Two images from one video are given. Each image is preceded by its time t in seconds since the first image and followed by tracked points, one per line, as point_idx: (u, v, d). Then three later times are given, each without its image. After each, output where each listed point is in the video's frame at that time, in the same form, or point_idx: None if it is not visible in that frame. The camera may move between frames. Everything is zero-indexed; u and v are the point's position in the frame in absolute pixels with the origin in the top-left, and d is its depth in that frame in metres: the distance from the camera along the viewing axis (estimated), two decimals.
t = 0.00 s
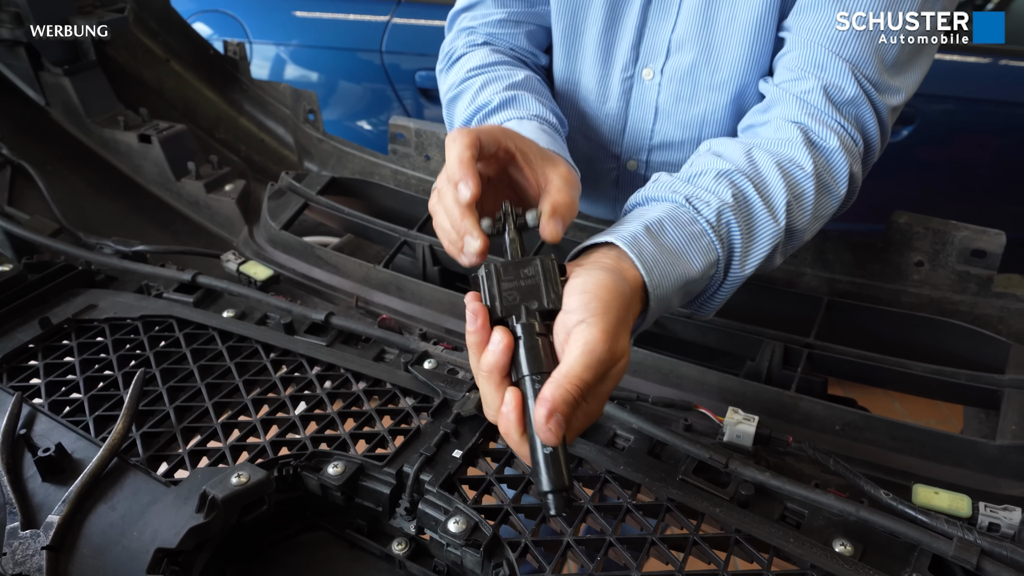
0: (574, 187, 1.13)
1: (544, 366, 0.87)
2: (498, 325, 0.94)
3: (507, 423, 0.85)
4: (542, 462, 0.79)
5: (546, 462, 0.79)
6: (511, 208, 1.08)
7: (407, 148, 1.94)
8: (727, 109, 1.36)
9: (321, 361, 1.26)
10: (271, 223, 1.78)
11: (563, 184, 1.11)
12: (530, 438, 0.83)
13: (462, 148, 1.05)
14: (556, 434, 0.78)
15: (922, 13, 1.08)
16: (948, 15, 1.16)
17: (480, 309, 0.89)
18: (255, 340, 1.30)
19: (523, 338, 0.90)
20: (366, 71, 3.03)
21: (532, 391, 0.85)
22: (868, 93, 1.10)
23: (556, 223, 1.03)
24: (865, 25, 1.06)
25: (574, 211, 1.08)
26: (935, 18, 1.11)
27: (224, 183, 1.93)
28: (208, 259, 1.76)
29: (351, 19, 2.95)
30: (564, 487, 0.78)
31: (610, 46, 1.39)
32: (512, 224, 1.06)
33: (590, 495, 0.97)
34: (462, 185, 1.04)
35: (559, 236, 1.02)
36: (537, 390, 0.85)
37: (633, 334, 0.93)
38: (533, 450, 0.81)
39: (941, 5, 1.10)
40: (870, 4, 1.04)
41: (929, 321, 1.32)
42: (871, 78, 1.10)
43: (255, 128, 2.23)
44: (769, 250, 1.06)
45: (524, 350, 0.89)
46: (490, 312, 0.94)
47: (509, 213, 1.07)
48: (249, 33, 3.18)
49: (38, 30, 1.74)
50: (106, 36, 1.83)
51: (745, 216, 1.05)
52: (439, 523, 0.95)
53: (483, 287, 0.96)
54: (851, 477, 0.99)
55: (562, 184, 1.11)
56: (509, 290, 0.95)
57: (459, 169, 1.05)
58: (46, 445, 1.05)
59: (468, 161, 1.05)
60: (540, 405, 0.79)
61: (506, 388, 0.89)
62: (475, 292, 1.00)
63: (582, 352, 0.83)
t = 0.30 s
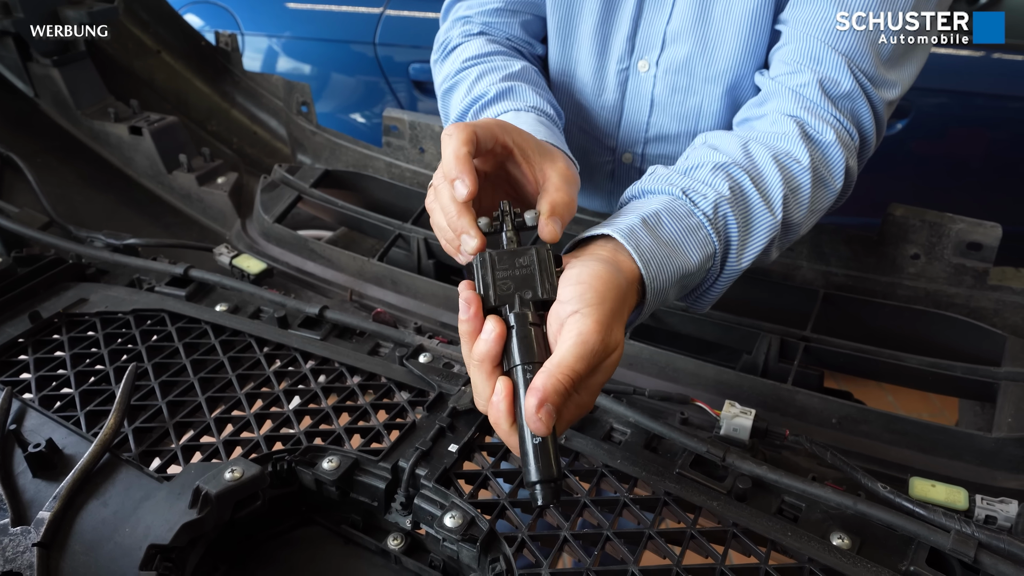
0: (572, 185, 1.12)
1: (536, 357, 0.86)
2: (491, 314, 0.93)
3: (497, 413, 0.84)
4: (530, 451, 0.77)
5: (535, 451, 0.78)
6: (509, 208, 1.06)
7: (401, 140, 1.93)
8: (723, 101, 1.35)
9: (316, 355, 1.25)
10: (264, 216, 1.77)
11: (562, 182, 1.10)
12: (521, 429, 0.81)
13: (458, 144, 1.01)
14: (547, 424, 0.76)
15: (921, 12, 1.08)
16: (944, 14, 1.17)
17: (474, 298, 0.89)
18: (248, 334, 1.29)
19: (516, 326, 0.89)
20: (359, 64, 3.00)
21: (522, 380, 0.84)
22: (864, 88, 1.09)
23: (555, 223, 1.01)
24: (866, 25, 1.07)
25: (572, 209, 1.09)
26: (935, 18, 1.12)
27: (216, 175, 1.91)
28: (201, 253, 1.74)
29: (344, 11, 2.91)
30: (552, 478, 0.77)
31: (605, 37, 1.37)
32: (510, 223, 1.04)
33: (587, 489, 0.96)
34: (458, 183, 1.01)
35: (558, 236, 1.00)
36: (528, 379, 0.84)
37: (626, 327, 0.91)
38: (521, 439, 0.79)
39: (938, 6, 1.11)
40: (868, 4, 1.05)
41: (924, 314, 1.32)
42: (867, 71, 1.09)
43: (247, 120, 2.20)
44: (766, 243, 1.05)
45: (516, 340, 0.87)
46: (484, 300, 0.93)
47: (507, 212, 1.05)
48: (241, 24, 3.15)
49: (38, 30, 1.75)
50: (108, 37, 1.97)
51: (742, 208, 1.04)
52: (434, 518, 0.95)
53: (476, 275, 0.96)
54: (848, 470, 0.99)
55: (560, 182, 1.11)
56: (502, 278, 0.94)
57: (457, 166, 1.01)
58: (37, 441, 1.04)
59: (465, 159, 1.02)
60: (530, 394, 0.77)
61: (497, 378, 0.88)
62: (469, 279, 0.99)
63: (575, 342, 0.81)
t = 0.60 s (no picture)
0: (567, 190, 1.12)
1: (522, 353, 0.84)
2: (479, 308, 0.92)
3: (481, 408, 0.82)
4: (513, 447, 0.75)
5: (518, 447, 0.76)
6: (503, 210, 1.02)
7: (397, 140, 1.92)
8: (721, 100, 1.34)
9: (311, 357, 1.24)
10: (260, 217, 1.75)
11: (556, 187, 1.09)
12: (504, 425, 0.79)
13: (450, 145, 1.02)
14: (530, 421, 0.74)
15: (920, 12, 1.08)
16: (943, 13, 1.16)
17: (462, 292, 0.87)
18: (243, 336, 1.28)
19: (503, 321, 0.88)
20: (355, 63, 2.99)
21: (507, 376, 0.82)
22: (862, 85, 1.09)
23: (547, 226, 0.99)
24: (864, 25, 1.06)
25: (567, 214, 1.07)
26: (934, 19, 1.12)
27: (211, 176, 1.90)
28: (196, 254, 1.73)
29: (340, 10, 2.90)
30: (534, 475, 0.75)
31: (603, 36, 1.37)
32: (502, 227, 1.00)
33: (584, 491, 0.95)
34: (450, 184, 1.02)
35: (551, 240, 0.99)
36: (513, 374, 0.82)
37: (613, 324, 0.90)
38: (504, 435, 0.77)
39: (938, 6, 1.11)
40: (867, 4, 1.04)
41: (922, 315, 1.31)
42: (865, 69, 1.09)
43: (242, 120, 2.19)
44: (759, 241, 1.04)
45: (503, 334, 0.86)
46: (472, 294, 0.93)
47: (499, 215, 1.01)
48: (237, 24, 3.14)
49: (39, 30, 1.75)
50: (106, 37, 2.05)
51: (735, 206, 1.03)
52: (430, 521, 0.94)
53: (465, 267, 0.95)
54: (847, 472, 0.98)
55: (554, 186, 1.10)
56: (491, 272, 0.94)
57: (448, 167, 1.03)
58: (29, 444, 1.03)
59: (457, 159, 1.02)
60: (514, 390, 0.76)
61: (482, 372, 0.86)
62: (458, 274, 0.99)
63: (560, 338, 0.80)
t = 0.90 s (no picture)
0: (566, 189, 1.11)
1: (523, 360, 0.84)
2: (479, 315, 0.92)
3: (481, 416, 0.82)
4: (512, 456, 0.75)
5: (517, 456, 0.76)
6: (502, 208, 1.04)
7: (397, 140, 1.91)
8: (720, 101, 1.34)
9: (310, 357, 1.24)
10: (259, 216, 1.75)
11: (555, 185, 1.08)
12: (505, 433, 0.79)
13: (450, 142, 1.01)
14: (530, 429, 0.74)
15: (920, 13, 1.08)
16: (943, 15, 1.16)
17: (461, 299, 0.87)
18: (242, 336, 1.28)
19: (504, 329, 0.87)
20: (354, 62, 2.98)
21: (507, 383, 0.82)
22: (862, 88, 1.09)
23: (546, 225, 0.98)
24: (863, 26, 1.06)
25: (566, 213, 1.07)
26: (935, 18, 1.12)
27: (210, 175, 1.89)
28: (195, 253, 1.73)
29: (339, 9, 2.89)
30: (534, 482, 0.75)
31: (603, 36, 1.36)
32: (501, 225, 1.02)
33: (584, 492, 0.95)
34: (449, 180, 1.00)
35: (550, 239, 0.97)
36: (513, 382, 0.82)
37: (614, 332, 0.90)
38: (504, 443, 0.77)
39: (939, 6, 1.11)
40: (866, 4, 1.03)
41: (922, 315, 1.31)
42: (865, 71, 1.08)
43: (241, 118, 2.18)
44: (759, 246, 1.04)
45: (503, 342, 0.86)
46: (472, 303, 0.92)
47: (499, 213, 1.03)
48: (236, 23, 3.13)
49: (39, 30, 1.76)
50: (105, 36, 2.04)
51: (735, 210, 1.03)
52: (430, 522, 0.94)
53: (464, 276, 0.94)
54: (847, 473, 0.98)
55: (553, 184, 1.09)
56: (490, 280, 0.93)
57: (447, 163, 1.01)
58: (27, 445, 1.03)
59: (455, 154, 1.01)
60: (514, 399, 0.76)
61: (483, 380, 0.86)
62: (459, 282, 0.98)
63: (561, 347, 0.80)
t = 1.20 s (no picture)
0: (574, 178, 1.10)
1: (537, 363, 0.84)
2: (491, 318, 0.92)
3: (495, 420, 0.82)
4: (529, 461, 0.76)
5: (534, 460, 0.76)
6: (510, 199, 1.05)
7: (400, 139, 1.91)
8: (726, 102, 1.34)
9: (315, 356, 1.24)
10: (263, 216, 1.75)
11: (563, 173, 1.08)
12: (518, 435, 0.79)
13: (458, 131, 1.01)
14: (546, 433, 0.75)
15: (923, 14, 1.08)
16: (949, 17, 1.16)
17: (473, 302, 0.86)
18: (247, 335, 1.28)
19: (516, 332, 0.87)
20: (355, 62, 2.98)
21: (521, 388, 0.82)
22: (869, 88, 1.09)
23: (555, 213, 0.99)
24: (865, 26, 1.05)
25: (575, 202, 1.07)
26: (936, 19, 1.11)
27: (214, 175, 1.89)
28: (199, 253, 1.73)
29: (340, 8, 2.89)
30: (551, 487, 0.76)
31: (608, 37, 1.36)
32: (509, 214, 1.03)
33: (593, 493, 0.95)
34: (457, 167, 1.01)
35: (558, 227, 0.99)
36: (527, 387, 0.82)
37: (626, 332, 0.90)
38: (519, 447, 0.78)
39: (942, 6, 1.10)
40: (870, 4, 1.03)
41: (928, 315, 1.31)
42: (872, 71, 1.08)
43: (244, 118, 2.18)
44: (769, 247, 1.04)
45: (516, 345, 0.85)
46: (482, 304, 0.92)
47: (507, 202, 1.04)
48: (237, 23, 3.13)
49: (38, 30, 1.75)
50: (106, 37, 2.04)
51: (746, 211, 1.03)
52: (438, 522, 0.94)
53: (476, 280, 0.93)
54: (855, 474, 0.98)
55: (562, 173, 1.09)
56: (502, 283, 0.93)
57: (456, 152, 1.01)
58: (33, 445, 1.03)
59: (464, 143, 1.02)
60: (529, 403, 0.76)
61: (496, 384, 0.86)
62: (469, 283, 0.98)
63: (576, 350, 0.80)
